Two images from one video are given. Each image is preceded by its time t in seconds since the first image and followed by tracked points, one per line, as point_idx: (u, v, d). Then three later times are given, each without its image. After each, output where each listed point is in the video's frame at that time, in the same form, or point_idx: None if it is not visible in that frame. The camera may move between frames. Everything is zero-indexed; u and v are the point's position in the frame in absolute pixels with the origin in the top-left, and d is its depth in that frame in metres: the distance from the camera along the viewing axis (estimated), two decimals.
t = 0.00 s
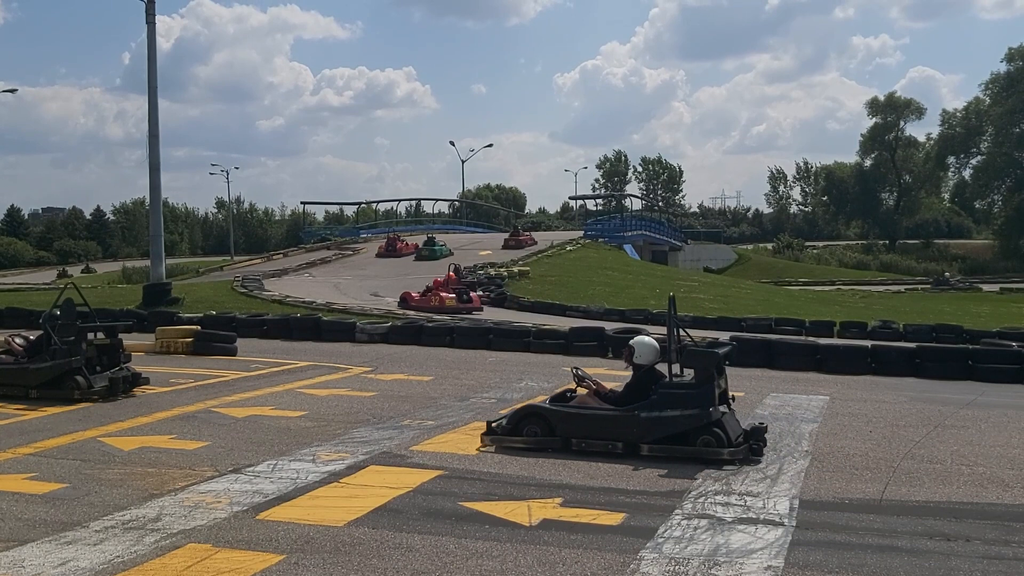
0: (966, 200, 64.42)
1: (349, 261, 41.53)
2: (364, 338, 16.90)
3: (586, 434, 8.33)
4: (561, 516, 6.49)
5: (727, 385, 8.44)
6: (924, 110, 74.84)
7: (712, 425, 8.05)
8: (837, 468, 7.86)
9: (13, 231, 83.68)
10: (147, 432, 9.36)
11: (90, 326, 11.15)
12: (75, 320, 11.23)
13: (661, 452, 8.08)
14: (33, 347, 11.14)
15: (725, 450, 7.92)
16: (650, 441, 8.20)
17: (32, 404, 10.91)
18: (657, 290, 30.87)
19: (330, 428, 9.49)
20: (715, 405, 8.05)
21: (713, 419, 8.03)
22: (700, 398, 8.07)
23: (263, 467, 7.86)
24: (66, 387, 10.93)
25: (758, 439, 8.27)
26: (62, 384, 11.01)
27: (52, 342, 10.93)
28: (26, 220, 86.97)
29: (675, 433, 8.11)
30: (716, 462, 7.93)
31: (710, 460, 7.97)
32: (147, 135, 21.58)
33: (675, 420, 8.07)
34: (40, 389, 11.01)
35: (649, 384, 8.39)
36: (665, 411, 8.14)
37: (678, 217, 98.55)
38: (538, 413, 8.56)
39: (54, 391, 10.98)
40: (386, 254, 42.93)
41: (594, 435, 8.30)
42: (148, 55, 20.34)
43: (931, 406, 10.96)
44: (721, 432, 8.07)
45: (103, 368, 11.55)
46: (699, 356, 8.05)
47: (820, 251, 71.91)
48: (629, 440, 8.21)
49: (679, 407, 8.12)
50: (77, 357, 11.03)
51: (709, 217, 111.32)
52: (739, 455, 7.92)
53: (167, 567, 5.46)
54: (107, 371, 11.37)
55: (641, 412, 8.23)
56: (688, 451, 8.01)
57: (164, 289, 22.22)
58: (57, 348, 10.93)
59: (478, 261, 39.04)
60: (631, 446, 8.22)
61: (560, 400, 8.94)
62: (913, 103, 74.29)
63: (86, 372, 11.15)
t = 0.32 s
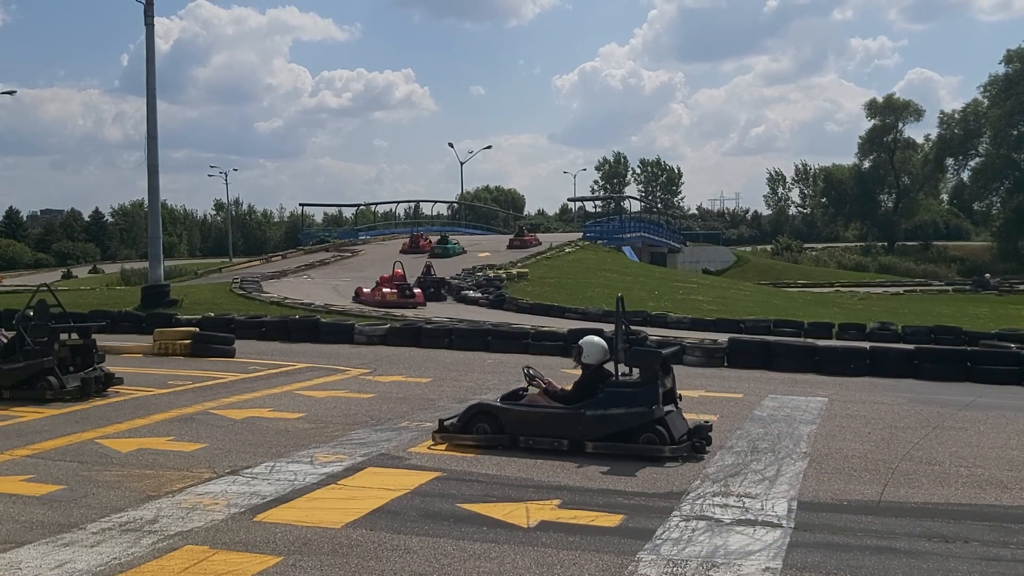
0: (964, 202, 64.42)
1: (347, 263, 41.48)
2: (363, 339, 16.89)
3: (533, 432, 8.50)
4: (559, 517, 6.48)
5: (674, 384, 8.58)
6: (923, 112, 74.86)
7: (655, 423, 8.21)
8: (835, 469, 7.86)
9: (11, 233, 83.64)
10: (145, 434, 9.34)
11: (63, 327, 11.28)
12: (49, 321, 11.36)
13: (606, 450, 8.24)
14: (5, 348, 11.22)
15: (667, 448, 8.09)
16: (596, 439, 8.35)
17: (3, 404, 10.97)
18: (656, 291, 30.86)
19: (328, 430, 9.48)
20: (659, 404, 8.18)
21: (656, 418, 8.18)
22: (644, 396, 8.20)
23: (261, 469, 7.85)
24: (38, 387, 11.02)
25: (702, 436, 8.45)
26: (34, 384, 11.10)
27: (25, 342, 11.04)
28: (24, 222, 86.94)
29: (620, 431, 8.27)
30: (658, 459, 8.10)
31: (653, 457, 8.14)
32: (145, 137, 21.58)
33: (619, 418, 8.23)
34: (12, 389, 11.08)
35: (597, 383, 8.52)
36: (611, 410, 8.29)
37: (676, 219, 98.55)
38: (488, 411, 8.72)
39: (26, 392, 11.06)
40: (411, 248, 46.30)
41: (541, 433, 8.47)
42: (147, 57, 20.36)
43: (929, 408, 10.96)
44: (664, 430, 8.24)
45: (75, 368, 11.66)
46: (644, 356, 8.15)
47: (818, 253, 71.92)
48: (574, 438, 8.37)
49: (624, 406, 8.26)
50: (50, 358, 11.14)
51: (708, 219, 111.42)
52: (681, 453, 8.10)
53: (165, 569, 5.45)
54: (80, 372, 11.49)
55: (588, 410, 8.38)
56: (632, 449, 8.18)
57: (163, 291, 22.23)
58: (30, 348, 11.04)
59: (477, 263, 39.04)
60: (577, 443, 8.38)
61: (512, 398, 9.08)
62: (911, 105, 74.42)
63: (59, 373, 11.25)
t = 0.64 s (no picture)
0: (963, 201, 64.43)
1: (346, 262, 41.49)
2: (362, 339, 16.89)
3: (481, 428, 8.64)
4: (557, 517, 6.49)
5: (620, 381, 8.72)
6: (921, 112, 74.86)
7: (598, 419, 8.34)
8: (833, 468, 7.87)
9: (10, 232, 83.55)
10: (145, 433, 9.34)
11: (29, 326, 11.38)
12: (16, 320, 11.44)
13: (549, 445, 8.36)
14: None
15: (609, 443, 8.21)
16: (541, 435, 8.48)
17: None
18: (655, 291, 30.84)
19: (327, 429, 9.49)
20: (602, 400, 8.32)
21: (599, 414, 8.31)
22: (589, 392, 8.35)
23: (260, 468, 7.85)
24: (3, 385, 11.15)
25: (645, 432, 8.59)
26: None
27: None
28: (23, 221, 86.87)
29: (564, 427, 8.41)
30: (599, 454, 8.22)
31: (595, 452, 8.25)
32: (143, 136, 21.57)
33: (563, 413, 8.37)
34: None
35: (545, 380, 8.67)
36: (555, 406, 8.43)
37: (675, 218, 98.57)
38: (437, 406, 8.86)
39: None
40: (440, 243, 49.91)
41: (488, 428, 8.62)
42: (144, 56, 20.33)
43: (928, 407, 10.96)
44: (607, 425, 8.37)
45: (41, 366, 11.76)
46: (588, 354, 8.32)
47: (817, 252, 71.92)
48: (520, 433, 8.51)
49: (569, 401, 8.41)
50: (15, 356, 11.26)
51: (706, 219, 111.43)
52: (622, 448, 8.22)
53: (164, 568, 5.46)
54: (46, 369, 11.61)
55: (534, 406, 8.53)
56: (575, 444, 8.30)
57: (162, 290, 22.24)
58: None
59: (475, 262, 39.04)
60: (522, 438, 8.53)
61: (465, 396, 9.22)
62: (910, 104, 74.39)
63: (24, 370, 11.38)
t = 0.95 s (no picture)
0: (962, 200, 64.41)
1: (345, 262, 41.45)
2: (361, 338, 16.88)
3: (440, 424, 8.77)
4: (556, 516, 6.50)
5: (578, 378, 8.84)
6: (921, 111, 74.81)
7: (553, 415, 8.48)
8: (833, 468, 7.86)
9: (9, 231, 83.62)
10: (145, 433, 9.34)
11: None
12: None
13: (505, 441, 8.53)
14: None
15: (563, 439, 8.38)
16: (497, 431, 8.63)
17: None
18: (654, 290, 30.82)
19: (327, 429, 9.50)
20: (557, 398, 8.45)
21: (554, 410, 8.45)
22: (545, 389, 8.46)
23: (259, 468, 7.86)
24: None
25: (600, 428, 8.76)
26: None
27: None
28: (22, 220, 86.76)
29: (519, 423, 8.55)
30: (553, 449, 8.38)
31: (549, 448, 8.42)
32: (143, 135, 21.56)
33: (519, 411, 8.50)
34: None
35: (503, 377, 8.77)
36: (512, 403, 8.55)
37: (674, 217, 98.51)
38: (398, 404, 8.98)
39: None
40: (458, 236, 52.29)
41: (447, 425, 8.75)
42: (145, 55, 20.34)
43: (927, 407, 10.97)
44: (561, 422, 8.53)
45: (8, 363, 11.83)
46: (543, 351, 8.42)
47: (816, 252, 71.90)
48: (477, 430, 8.66)
49: (525, 398, 8.53)
50: None
51: (706, 218, 111.45)
52: (575, 444, 8.39)
53: (163, 568, 5.46)
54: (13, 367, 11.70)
55: (492, 403, 8.66)
56: (530, 440, 8.46)
57: (162, 290, 22.24)
58: None
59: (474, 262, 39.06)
60: (479, 435, 8.67)
61: (427, 391, 9.33)
62: (909, 104, 74.30)
63: None
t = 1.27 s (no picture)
0: (961, 199, 64.47)
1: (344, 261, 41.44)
2: (360, 337, 16.89)
3: (395, 420, 8.91)
4: (555, 514, 6.51)
5: (531, 374, 9.03)
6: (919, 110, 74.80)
7: (504, 411, 8.65)
8: (831, 467, 7.88)
9: (8, 230, 83.71)
10: (144, 431, 9.35)
11: None
12: None
13: (456, 436, 8.66)
14: None
15: (513, 434, 8.54)
16: (450, 426, 8.77)
17: None
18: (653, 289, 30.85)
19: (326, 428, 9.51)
20: (509, 392, 8.64)
21: (505, 405, 8.62)
22: (497, 385, 8.65)
23: (259, 466, 7.88)
24: None
25: (551, 424, 8.92)
26: None
27: None
28: (21, 220, 86.63)
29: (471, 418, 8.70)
30: (503, 443, 8.54)
31: (498, 442, 8.57)
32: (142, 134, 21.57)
33: (471, 406, 8.66)
34: None
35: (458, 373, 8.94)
36: (464, 398, 8.71)
37: (674, 217, 98.43)
38: (355, 400, 9.13)
39: None
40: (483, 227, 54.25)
41: (401, 420, 8.89)
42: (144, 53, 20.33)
43: (925, 406, 10.98)
44: (512, 417, 8.68)
45: None
46: (494, 348, 8.62)
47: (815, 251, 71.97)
48: (430, 425, 8.79)
49: (478, 393, 8.70)
50: None
51: (704, 217, 111.59)
52: (525, 438, 8.55)
53: (162, 567, 5.47)
54: None
55: (445, 398, 8.79)
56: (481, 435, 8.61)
57: (161, 289, 22.27)
58: None
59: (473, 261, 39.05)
60: (432, 430, 8.80)
61: (386, 389, 9.47)
62: (908, 103, 74.26)
63: None
